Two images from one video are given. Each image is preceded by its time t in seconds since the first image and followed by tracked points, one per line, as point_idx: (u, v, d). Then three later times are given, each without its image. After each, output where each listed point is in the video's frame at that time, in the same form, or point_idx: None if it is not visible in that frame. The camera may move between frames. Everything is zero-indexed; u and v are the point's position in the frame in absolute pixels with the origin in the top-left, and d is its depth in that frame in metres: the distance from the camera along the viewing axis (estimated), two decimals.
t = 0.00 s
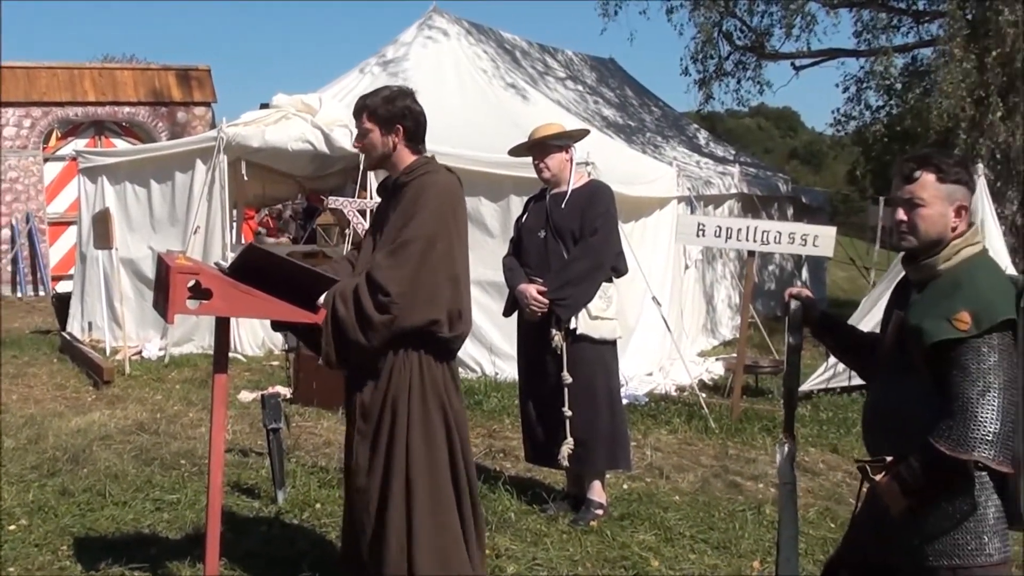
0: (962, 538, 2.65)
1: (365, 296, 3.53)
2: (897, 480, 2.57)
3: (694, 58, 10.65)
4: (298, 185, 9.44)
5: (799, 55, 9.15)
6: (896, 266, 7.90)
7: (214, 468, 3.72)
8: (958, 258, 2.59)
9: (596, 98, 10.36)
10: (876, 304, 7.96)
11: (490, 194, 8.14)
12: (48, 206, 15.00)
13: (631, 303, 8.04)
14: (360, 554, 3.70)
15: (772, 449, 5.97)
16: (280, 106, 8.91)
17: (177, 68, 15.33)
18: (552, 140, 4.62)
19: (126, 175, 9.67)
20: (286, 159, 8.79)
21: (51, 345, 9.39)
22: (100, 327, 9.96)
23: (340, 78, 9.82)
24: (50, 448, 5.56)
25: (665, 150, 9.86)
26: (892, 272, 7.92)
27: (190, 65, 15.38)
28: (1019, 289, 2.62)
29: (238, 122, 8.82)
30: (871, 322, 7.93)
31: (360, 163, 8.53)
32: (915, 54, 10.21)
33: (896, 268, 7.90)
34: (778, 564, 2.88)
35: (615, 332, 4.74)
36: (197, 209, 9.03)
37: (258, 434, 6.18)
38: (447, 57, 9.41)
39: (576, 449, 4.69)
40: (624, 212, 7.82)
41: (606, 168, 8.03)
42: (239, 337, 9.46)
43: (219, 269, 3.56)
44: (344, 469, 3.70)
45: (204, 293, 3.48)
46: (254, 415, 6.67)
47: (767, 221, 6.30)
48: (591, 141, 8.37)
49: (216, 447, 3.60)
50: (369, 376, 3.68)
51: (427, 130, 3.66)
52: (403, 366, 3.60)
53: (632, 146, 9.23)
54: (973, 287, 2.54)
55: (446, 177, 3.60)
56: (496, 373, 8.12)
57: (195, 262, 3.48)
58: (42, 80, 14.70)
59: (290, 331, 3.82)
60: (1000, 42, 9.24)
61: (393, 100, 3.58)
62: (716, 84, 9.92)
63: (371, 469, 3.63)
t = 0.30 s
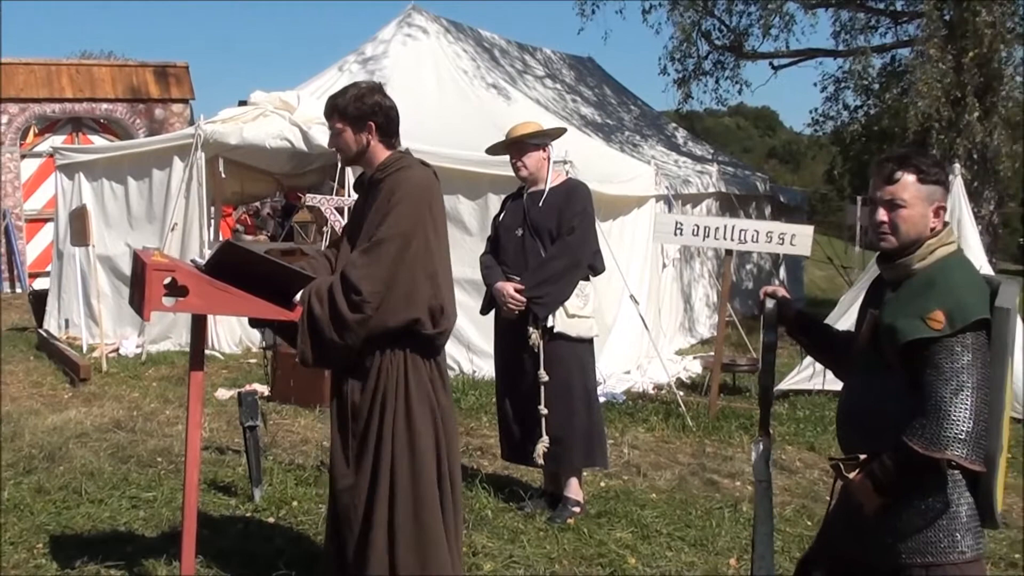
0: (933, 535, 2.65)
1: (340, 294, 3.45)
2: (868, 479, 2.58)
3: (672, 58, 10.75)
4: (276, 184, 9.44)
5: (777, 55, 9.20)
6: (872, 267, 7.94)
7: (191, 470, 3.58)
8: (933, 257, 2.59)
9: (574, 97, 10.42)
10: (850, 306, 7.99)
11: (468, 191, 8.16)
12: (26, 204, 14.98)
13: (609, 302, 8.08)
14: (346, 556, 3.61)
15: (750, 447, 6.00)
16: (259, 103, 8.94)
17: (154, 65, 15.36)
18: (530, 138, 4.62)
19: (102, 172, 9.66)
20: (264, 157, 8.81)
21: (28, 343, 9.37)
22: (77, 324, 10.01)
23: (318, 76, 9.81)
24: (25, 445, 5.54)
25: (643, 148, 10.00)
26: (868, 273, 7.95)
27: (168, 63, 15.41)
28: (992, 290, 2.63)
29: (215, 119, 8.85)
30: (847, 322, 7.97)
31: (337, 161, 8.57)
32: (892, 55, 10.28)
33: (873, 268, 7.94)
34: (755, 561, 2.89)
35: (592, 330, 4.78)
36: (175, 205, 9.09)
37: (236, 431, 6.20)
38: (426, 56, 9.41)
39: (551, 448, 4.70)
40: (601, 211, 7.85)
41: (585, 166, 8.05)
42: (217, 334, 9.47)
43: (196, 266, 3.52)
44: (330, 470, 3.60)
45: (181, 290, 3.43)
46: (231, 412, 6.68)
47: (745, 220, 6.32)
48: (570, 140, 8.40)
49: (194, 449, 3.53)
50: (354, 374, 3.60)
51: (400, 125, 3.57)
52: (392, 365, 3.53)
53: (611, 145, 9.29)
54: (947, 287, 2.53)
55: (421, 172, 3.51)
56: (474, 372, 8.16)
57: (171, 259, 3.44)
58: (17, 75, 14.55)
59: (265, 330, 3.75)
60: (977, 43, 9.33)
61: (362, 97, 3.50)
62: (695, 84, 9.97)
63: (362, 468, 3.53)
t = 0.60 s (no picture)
0: (910, 532, 2.65)
1: (318, 296, 3.40)
2: (845, 473, 2.56)
3: (652, 56, 10.78)
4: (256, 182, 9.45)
5: (755, 53, 9.24)
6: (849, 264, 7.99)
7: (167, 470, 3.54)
8: (908, 256, 2.58)
9: (553, 94, 10.45)
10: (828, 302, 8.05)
11: (447, 189, 8.18)
12: None
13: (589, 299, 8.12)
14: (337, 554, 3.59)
15: (728, 444, 6.04)
16: (236, 101, 8.95)
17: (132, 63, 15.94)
18: (506, 136, 4.61)
19: (80, 170, 9.64)
20: (244, 155, 8.82)
21: (6, 343, 9.34)
22: (55, 323, 9.99)
23: (297, 74, 9.82)
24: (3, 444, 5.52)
25: (622, 146, 10.04)
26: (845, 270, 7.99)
27: (145, 62, 16.06)
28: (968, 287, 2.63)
29: (194, 117, 8.87)
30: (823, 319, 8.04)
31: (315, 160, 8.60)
32: (871, 52, 10.32)
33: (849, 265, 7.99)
34: (732, 558, 2.88)
35: (570, 327, 4.79)
36: (153, 203, 9.08)
37: (214, 429, 6.22)
38: (405, 53, 9.42)
39: (529, 444, 4.71)
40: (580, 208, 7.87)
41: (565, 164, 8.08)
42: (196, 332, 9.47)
43: (174, 264, 3.53)
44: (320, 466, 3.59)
45: (158, 288, 3.44)
46: (210, 410, 6.70)
47: (724, 217, 6.33)
48: (548, 137, 8.43)
49: (171, 449, 3.51)
50: (343, 371, 3.58)
51: (373, 123, 3.56)
52: (379, 363, 3.50)
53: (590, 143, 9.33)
54: (924, 290, 2.52)
55: (398, 171, 3.48)
56: (453, 369, 8.20)
57: (149, 257, 3.45)
58: None
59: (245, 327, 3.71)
60: (955, 40, 9.40)
61: (335, 97, 3.49)
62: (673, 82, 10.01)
63: (351, 466, 3.51)
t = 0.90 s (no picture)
0: (888, 529, 2.65)
1: (300, 288, 3.40)
2: (823, 470, 2.56)
3: (634, 53, 10.78)
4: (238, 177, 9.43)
5: (736, 50, 9.26)
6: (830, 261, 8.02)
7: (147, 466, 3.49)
8: (888, 253, 2.59)
9: (535, 90, 10.44)
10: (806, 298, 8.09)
11: (428, 184, 8.18)
12: None
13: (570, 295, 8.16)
14: (328, 546, 3.63)
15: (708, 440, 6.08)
16: (218, 95, 8.93)
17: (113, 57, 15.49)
18: (489, 131, 4.63)
19: (61, 164, 9.60)
20: (225, 150, 8.82)
21: None
22: (35, 317, 9.94)
23: (277, 67, 9.78)
24: None
25: (603, 142, 10.04)
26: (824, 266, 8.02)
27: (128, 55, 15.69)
28: (946, 284, 2.64)
29: (175, 112, 8.87)
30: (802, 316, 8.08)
31: (296, 154, 8.59)
32: (852, 51, 10.35)
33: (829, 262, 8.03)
34: (711, 554, 2.87)
35: (550, 323, 4.80)
36: (134, 197, 9.06)
37: (195, 424, 6.21)
38: (387, 48, 9.41)
39: (508, 440, 4.72)
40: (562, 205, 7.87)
41: (548, 160, 8.09)
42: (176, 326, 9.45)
43: (154, 258, 3.46)
44: (308, 459, 3.60)
45: (139, 283, 3.37)
46: (190, 405, 6.69)
47: (705, 214, 6.39)
48: (531, 134, 8.43)
49: (151, 445, 3.47)
50: (326, 366, 3.56)
51: (358, 118, 3.56)
52: (362, 357, 3.49)
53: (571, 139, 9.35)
54: (903, 286, 2.53)
55: (381, 165, 3.49)
56: (434, 365, 8.21)
57: (128, 251, 3.37)
58: None
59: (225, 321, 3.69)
60: (936, 39, 9.46)
61: (322, 89, 3.48)
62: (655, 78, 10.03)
63: (336, 460, 3.52)
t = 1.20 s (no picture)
0: (879, 527, 2.66)
1: (293, 282, 3.38)
2: (814, 468, 2.56)
3: (626, 51, 10.79)
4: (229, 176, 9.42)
5: (726, 48, 9.26)
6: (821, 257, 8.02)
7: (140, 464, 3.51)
8: (878, 250, 2.60)
9: (526, 88, 10.45)
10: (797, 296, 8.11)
11: (419, 182, 8.19)
12: None
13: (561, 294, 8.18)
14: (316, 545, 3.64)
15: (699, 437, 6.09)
16: (208, 94, 8.93)
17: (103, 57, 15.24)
18: (481, 130, 4.62)
19: (52, 162, 9.59)
20: (216, 149, 8.83)
21: None
22: (26, 316, 9.92)
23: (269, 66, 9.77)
24: None
25: (594, 141, 10.01)
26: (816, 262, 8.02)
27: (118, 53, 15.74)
28: (935, 282, 2.65)
29: (165, 110, 8.89)
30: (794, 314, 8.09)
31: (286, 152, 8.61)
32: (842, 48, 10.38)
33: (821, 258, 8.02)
34: (702, 553, 2.87)
35: (542, 322, 4.81)
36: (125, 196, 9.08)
37: (186, 423, 6.22)
38: (377, 46, 9.41)
39: (502, 438, 4.73)
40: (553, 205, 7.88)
41: (539, 158, 8.11)
42: (168, 325, 9.44)
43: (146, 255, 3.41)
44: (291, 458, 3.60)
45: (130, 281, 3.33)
46: (181, 404, 6.69)
47: (696, 212, 6.42)
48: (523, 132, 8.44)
49: (143, 444, 3.45)
50: (303, 364, 3.57)
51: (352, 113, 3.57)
52: (342, 355, 3.49)
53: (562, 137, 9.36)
54: (893, 279, 2.54)
55: (371, 161, 3.51)
56: (426, 363, 8.21)
57: (120, 249, 3.33)
58: None
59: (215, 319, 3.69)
60: (926, 37, 9.48)
61: (316, 82, 3.50)
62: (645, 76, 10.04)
63: (320, 458, 3.52)
